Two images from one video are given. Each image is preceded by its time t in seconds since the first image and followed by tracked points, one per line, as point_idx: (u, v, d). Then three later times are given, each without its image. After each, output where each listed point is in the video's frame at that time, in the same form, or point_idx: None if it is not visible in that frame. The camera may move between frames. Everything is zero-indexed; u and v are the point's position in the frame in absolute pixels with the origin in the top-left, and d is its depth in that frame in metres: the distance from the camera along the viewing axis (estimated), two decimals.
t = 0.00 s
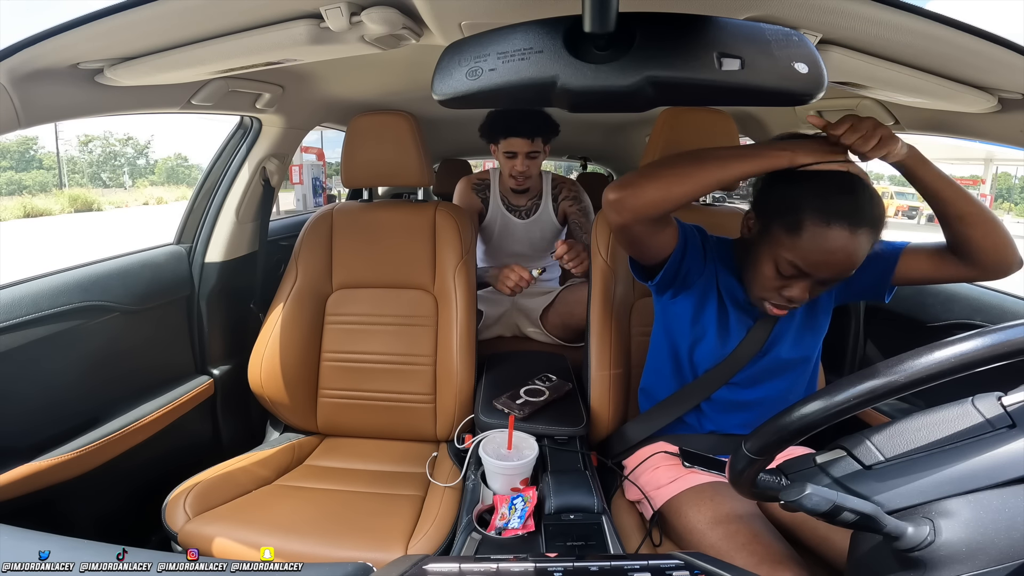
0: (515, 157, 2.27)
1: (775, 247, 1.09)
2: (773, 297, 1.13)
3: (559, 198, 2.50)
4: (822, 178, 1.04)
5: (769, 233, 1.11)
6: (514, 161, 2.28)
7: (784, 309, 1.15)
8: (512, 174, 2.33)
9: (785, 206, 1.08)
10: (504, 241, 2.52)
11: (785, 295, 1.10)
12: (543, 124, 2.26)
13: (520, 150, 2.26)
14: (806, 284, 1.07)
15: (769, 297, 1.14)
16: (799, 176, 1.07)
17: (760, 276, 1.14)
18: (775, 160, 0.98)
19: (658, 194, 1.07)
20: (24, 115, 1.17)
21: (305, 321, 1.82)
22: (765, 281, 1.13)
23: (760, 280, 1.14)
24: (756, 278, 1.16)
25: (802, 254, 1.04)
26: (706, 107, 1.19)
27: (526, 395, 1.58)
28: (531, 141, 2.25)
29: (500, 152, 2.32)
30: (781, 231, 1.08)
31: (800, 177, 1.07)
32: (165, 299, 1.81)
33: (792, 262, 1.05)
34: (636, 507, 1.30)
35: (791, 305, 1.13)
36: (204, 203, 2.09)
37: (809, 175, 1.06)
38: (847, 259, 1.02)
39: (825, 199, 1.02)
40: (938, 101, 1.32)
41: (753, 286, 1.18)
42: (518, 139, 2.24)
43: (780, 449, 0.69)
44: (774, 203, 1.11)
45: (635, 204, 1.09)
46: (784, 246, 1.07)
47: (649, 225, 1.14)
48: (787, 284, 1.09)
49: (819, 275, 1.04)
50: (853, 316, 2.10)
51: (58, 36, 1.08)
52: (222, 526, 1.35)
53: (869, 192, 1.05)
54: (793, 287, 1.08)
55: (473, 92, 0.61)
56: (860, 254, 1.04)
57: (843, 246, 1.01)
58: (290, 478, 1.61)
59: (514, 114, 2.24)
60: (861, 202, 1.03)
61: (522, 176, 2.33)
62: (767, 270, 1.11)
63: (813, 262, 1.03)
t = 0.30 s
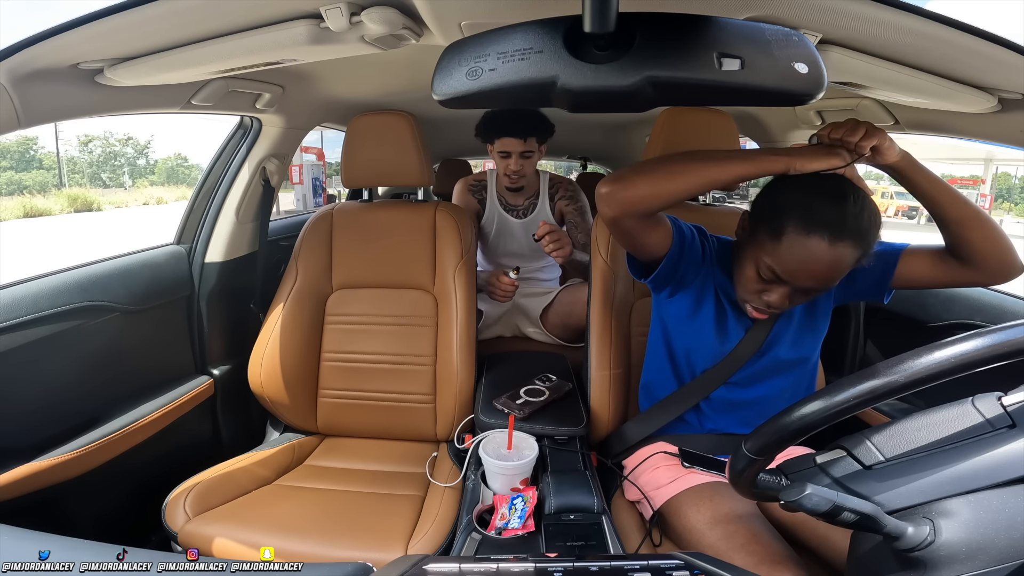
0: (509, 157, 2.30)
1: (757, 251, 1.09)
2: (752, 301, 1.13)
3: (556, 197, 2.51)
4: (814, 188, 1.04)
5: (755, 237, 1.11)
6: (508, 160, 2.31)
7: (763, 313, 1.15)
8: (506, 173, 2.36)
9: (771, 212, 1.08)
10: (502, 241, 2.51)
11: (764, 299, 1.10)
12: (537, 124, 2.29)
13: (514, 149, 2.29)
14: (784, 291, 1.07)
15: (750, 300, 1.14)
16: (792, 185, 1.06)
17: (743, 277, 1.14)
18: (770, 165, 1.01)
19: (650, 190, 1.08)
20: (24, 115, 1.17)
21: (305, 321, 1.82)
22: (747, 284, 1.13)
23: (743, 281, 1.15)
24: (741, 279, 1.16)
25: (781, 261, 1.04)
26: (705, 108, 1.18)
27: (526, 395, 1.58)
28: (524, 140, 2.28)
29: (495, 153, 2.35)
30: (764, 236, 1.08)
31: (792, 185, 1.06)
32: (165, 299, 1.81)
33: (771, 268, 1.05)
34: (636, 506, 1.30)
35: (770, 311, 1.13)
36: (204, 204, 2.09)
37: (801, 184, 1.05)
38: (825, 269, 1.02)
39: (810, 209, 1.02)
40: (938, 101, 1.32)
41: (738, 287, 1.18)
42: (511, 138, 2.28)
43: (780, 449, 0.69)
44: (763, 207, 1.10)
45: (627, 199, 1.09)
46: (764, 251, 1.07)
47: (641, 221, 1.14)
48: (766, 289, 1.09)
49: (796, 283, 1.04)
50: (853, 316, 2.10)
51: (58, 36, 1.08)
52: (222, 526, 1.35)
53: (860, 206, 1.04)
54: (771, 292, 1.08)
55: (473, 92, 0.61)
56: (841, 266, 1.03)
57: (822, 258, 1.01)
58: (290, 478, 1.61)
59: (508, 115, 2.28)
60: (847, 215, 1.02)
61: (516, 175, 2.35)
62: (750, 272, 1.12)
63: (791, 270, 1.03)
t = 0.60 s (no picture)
0: (500, 155, 2.32)
1: (756, 257, 1.10)
2: (756, 305, 1.15)
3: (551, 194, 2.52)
4: (809, 193, 1.03)
5: (752, 241, 1.12)
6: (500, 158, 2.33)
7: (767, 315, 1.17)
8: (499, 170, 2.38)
9: (768, 218, 1.07)
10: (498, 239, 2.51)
11: (767, 303, 1.12)
12: (527, 122, 2.31)
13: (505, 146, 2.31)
14: (785, 295, 1.08)
15: (754, 303, 1.15)
16: (789, 189, 1.06)
17: (745, 282, 1.16)
18: (763, 169, 1.01)
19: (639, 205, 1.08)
20: (24, 116, 1.17)
21: (305, 321, 1.82)
22: (749, 288, 1.14)
23: (746, 285, 1.16)
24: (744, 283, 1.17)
25: (777, 267, 1.05)
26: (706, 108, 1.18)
27: (526, 395, 1.58)
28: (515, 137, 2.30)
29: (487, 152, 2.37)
30: (762, 242, 1.08)
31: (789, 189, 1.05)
32: (164, 299, 1.81)
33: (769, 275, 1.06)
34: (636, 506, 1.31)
35: (773, 313, 1.14)
36: (204, 204, 2.09)
37: (798, 188, 1.05)
38: (822, 275, 1.02)
39: (805, 214, 1.02)
40: (938, 101, 1.32)
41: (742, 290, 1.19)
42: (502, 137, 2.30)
43: (780, 449, 0.69)
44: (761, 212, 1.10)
45: (618, 213, 1.09)
46: (763, 258, 1.08)
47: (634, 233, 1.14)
48: (768, 293, 1.10)
49: (795, 288, 1.05)
50: (853, 316, 2.10)
51: (58, 36, 1.08)
52: (222, 526, 1.35)
53: (858, 210, 1.03)
54: (773, 296, 1.09)
55: (473, 92, 0.61)
56: (839, 270, 1.03)
57: (816, 263, 1.01)
58: (290, 478, 1.61)
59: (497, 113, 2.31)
60: (842, 220, 1.01)
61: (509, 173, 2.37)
62: (751, 277, 1.13)
63: (788, 275, 1.04)
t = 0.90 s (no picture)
0: (487, 152, 2.37)
1: (766, 265, 1.10)
2: (784, 309, 1.14)
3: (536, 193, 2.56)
4: (795, 190, 1.06)
5: (755, 252, 1.13)
6: (486, 155, 2.39)
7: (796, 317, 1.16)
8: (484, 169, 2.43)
9: (763, 226, 1.10)
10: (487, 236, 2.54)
11: (794, 304, 1.11)
12: (509, 122, 2.41)
13: (490, 144, 2.37)
14: (811, 292, 1.08)
15: (780, 308, 1.15)
16: (771, 196, 1.09)
17: (762, 290, 1.16)
18: (730, 185, 1.07)
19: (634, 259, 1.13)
20: (24, 116, 1.17)
21: (305, 321, 1.82)
22: (771, 296, 1.14)
23: (765, 295, 1.16)
24: (760, 292, 1.17)
25: (790, 270, 1.06)
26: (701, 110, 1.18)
27: (526, 395, 1.58)
28: (500, 135, 2.37)
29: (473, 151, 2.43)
30: (766, 250, 1.09)
31: (772, 194, 1.08)
32: (164, 299, 1.81)
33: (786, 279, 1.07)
34: (636, 507, 1.30)
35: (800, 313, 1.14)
36: (204, 204, 2.09)
37: (780, 193, 1.07)
38: (837, 268, 1.03)
39: (799, 215, 1.03)
40: (938, 101, 1.32)
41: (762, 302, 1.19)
42: (488, 134, 2.36)
43: (780, 449, 0.69)
44: (754, 224, 1.12)
45: (618, 275, 1.14)
46: (774, 264, 1.08)
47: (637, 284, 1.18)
48: (792, 294, 1.09)
49: (818, 285, 1.05)
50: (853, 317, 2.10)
51: (59, 35, 1.08)
52: (222, 526, 1.35)
53: (847, 196, 1.04)
54: (800, 296, 1.09)
55: (473, 92, 0.61)
56: (853, 260, 1.03)
57: (825, 258, 1.02)
58: (290, 478, 1.61)
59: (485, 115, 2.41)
60: (838, 211, 1.02)
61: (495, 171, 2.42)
62: (768, 286, 1.13)
63: (803, 274, 1.05)
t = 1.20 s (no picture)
0: (495, 149, 2.37)
1: (765, 265, 1.10)
2: (782, 308, 1.14)
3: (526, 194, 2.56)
4: (789, 191, 1.08)
5: (752, 253, 1.13)
6: (493, 153, 2.39)
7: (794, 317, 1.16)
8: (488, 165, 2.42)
9: (759, 227, 1.11)
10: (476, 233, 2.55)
11: (793, 302, 1.10)
12: (520, 126, 2.44)
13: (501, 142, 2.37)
14: (809, 291, 1.08)
15: (779, 307, 1.14)
16: (766, 198, 1.11)
17: (761, 290, 1.15)
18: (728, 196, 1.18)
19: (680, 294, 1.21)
20: (24, 116, 1.17)
21: (305, 322, 1.82)
22: (770, 296, 1.13)
23: (764, 295, 1.15)
24: (759, 291, 1.17)
25: (788, 269, 1.06)
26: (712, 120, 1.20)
27: (526, 395, 1.58)
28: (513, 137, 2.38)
29: (480, 146, 2.41)
30: (763, 250, 1.10)
31: (768, 196, 1.11)
32: (164, 299, 1.81)
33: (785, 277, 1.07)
34: (636, 507, 1.30)
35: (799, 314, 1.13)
36: (204, 204, 2.09)
37: (774, 196, 1.10)
38: (836, 263, 1.03)
39: (794, 213, 1.05)
40: (938, 101, 1.32)
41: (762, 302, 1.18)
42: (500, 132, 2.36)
43: (780, 449, 0.69)
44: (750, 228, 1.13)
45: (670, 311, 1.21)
46: (772, 264, 1.08)
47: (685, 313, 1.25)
48: (791, 293, 1.09)
49: (817, 281, 1.06)
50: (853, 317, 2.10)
51: (58, 36, 1.08)
52: (222, 526, 1.35)
53: (841, 196, 1.06)
54: (798, 294, 1.09)
55: (473, 92, 0.61)
56: (849, 256, 1.04)
57: (822, 254, 1.03)
58: (290, 478, 1.61)
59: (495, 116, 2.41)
60: (831, 209, 1.04)
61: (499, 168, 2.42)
62: (766, 286, 1.13)
63: (801, 272, 1.05)
